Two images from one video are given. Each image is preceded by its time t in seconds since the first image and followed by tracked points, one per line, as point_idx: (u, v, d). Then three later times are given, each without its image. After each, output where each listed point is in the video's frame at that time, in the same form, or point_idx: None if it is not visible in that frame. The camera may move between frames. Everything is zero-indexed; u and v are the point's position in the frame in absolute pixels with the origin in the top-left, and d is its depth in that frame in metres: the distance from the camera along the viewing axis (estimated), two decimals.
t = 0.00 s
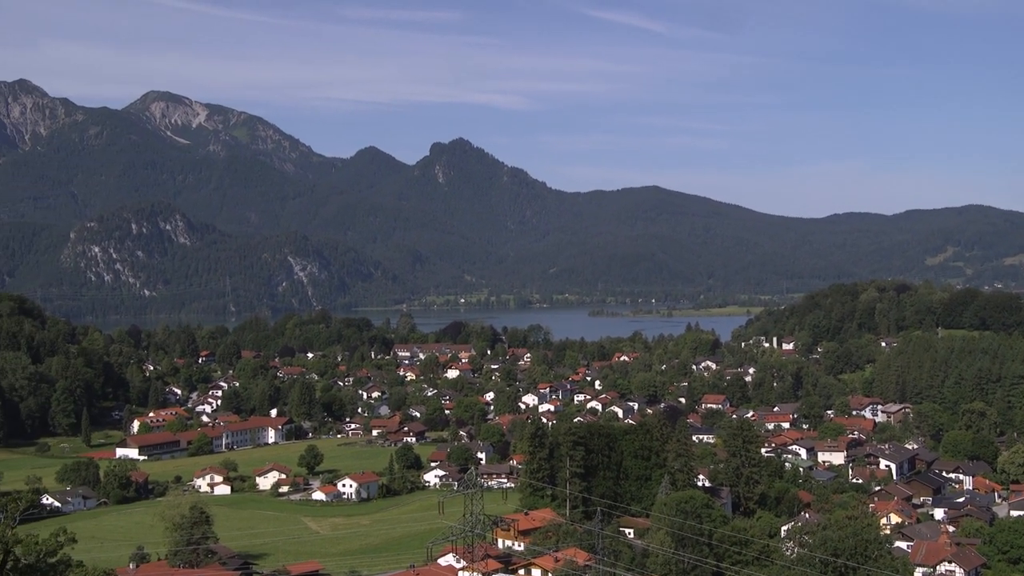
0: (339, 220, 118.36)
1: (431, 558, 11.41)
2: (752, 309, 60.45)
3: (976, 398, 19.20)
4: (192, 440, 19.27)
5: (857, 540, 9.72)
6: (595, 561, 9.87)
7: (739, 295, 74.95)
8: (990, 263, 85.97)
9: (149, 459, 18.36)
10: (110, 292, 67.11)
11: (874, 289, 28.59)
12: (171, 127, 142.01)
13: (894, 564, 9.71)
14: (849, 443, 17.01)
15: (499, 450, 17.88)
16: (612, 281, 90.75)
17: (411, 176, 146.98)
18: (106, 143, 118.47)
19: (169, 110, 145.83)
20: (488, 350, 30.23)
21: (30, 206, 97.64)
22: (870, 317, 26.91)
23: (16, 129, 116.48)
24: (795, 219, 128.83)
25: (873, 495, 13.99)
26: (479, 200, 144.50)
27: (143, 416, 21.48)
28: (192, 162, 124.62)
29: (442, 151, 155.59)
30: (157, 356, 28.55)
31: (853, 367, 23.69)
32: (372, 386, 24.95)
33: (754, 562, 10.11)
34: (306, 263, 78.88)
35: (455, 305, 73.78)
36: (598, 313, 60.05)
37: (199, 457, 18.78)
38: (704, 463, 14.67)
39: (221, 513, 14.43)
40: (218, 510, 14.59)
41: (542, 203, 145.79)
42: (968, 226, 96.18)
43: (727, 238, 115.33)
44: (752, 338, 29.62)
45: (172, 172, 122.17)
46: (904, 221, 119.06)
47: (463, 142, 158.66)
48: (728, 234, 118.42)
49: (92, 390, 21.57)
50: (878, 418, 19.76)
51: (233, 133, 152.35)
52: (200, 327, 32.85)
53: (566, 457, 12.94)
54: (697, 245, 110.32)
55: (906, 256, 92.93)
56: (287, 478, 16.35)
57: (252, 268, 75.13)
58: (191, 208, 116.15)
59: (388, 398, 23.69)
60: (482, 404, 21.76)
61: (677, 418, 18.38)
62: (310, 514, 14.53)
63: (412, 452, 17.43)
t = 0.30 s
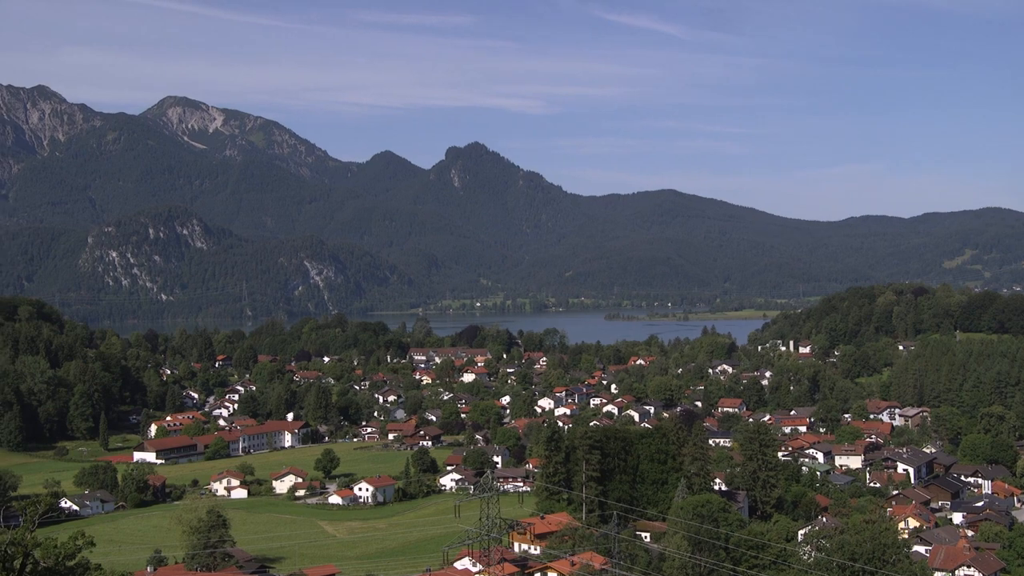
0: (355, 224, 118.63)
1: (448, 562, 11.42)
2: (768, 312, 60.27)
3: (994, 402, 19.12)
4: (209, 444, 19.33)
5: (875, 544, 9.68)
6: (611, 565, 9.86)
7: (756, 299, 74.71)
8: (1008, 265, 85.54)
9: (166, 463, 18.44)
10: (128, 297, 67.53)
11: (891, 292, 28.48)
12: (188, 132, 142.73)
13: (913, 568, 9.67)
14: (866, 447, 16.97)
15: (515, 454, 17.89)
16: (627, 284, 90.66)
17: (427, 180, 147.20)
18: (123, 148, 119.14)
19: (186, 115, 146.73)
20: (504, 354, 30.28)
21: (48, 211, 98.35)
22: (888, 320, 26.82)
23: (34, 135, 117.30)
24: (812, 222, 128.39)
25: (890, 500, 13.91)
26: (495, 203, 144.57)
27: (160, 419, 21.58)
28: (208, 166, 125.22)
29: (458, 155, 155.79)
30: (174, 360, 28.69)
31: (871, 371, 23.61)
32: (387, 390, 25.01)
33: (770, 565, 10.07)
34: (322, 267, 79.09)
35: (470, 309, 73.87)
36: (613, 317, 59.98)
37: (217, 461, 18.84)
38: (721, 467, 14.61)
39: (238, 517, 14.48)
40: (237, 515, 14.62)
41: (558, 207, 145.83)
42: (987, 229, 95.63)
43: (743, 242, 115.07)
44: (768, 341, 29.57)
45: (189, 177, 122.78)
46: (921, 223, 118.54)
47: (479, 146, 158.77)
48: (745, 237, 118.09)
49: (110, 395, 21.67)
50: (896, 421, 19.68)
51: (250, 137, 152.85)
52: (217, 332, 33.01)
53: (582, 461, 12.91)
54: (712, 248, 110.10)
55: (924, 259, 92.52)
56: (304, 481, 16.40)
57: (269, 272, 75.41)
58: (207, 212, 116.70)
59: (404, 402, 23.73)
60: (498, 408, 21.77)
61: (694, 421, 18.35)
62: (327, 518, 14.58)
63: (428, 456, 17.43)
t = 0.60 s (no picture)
0: (369, 225, 118.89)
1: (462, 562, 11.43)
2: (783, 313, 60.15)
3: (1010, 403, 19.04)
4: (224, 445, 19.40)
5: (889, 546, 9.65)
6: (625, 566, 9.86)
7: (770, 299, 74.61)
8: None
9: (181, 464, 18.53)
10: (143, 298, 67.81)
11: (906, 293, 28.42)
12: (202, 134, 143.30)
13: (928, 569, 9.64)
14: (881, 447, 16.93)
15: (529, 455, 17.92)
16: (642, 285, 90.59)
17: (440, 181, 147.40)
18: (138, 149, 119.59)
19: (200, 116, 147.38)
20: (517, 355, 30.32)
21: (64, 213, 98.86)
22: (903, 321, 26.75)
23: (50, 137, 117.84)
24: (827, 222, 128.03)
25: (905, 501, 13.87)
26: (508, 204, 144.63)
27: (175, 421, 21.68)
28: (223, 168, 125.67)
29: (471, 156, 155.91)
30: (189, 361, 28.81)
31: (886, 372, 23.56)
32: (402, 390, 25.07)
33: (785, 566, 10.04)
34: (336, 269, 79.29)
35: (485, 309, 73.93)
36: (628, 317, 59.94)
37: (231, 462, 18.91)
38: (735, 468, 14.60)
39: (253, 518, 14.53)
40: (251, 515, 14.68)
41: (572, 208, 145.77)
42: (1003, 229, 95.22)
43: (758, 242, 114.82)
44: (783, 342, 29.53)
45: (203, 179, 123.21)
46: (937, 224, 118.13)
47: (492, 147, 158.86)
48: (759, 238, 117.85)
49: (125, 396, 21.77)
50: (911, 422, 19.62)
51: (264, 139, 153.27)
52: (232, 333, 33.15)
53: (596, 462, 12.91)
54: (726, 249, 109.91)
55: (939, 259, 92.21)
56: (318, 482, 16.45)
57: (283, 273, 75.62)
58: (222, 214, 117.11)
59: (418, 403, 23.79)
60: (511, 409, 21.81)
61: (708, 422, 18.34)
62: (341, 519, 14.62)
63: (442, 456, 17.45)
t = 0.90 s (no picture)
0: (382, 225, 119.00)
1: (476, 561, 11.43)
2: (796, 312, 59.95)
3: None
4: (237, 444, 19.46)
5: (903, 545, 9.61)
6: (638, 565, 9.85)
7: (783, 298, 74.30)
8: None
9: (195, 463, 18.59)
10: (156, 298, 68.04)
11: (920, 291, 28.27)
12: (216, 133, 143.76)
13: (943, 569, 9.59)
14: (896, 446, 16.88)
15: (542, 454, 17.92)
16: (655, 284, 90.40)
17: (453, 180, 147.46)
18: (152, 149, 119.98)
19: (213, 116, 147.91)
20: (530, 353, 30.31)
21: (78, 213, 99.27)
22: (917, 320, 26.64)
23: (64, 137, 118.34)
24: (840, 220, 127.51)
25: (920, 500, 13.82)
26: (521, 203, 144.57)
27: (189, 419, 21.76)
28: (236, 167, 126.05)
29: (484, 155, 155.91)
30: (202, 360, 28.90)
31: (900, 371, 23.47)
32: (414, 389, 25.10)
33: (799, 566, 10.00)
34: (349, 268, 79.34)
35: (497, 308, 73.85)
36: (641, 317, 59.76)
37: (245, 460, 18.97)
38: (748, 467, 14.55)
39: (267, 517, 14.55)
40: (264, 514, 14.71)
41: (584, 207, 145.60)
42: (1019, 228, 94.60)
43: (770, 241, 114.47)
44: (796, 341, 29.42)
45: (216, 179, 123.56)
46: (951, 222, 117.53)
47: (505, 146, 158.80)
48: (773, 236, 117.47)
49: (139, 395, 21.85)
50: (926, 421, 19.53)
51: (277, 138, 153.59)
52: (245, 332, 33.23)
53: (609, 461, 12.91)
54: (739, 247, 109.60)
55: (954, 258, 91.70)
56: (331, 481, 16.48)
57: (296, 272, 75.77)
58: (235, 213, 117.44)
59: (431, 402, 23.81)
60: (524, 408, 21.80)
61: (721, 421, 18.29)
62: (354, 518, 14.64)
63: (455, 455, 17.46)
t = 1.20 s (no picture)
0: (398, 225, 119.16)
1: (492, 562, 11.42)
2: (813, 313, 59.79)
3: None
4: (254, 444, 19.52)
5: (922, 547, 9.55)
6: (654, 566, 9.83)
7: (800, 299, 74.08)
8: None
9: (212, 462, 18.67)
10: (174, 298, 68.33)
11: (938, 292, 28.13)
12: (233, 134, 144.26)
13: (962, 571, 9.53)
14: (914, 448, 16.80)
15: (558, 455, 17.90)
16: (671, 285, 90.20)
17: (469, 181, 147.57)
18: (171, 150, 120.51)
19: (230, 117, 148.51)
20: (546, 354, 30.30)
21: (96, 214, 99.77)
22: (935, 320, 26.52)
23: (83, 138, 118.98)
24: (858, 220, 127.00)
25: (939, 502, 13.74)
26: (537, 203, 144.56)
27: (206, 419, 21.84)
28: (253, 168, 126.47)
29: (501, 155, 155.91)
30: (219, 360, 29.00)
31: (919, 372, 23.36)
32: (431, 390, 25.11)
33: (817, 567, 9.95)
34: (365, 269, 79.46)
35: (513, 309, 73.92)
36: (656, 317, 59.63)
37: (262, 460, 19.01)
38: (765, 468, 14.50)
39: (283, 517, 14.59)
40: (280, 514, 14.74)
41: (601, 207, 145.48)
42: None
43: (787, 241, 114.17)
44: (813, 342, 29.33)
45: (234, 180, 124.02)
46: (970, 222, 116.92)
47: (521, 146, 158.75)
48: (790, 237, 117.13)
49: (157, 395, 21.95)
50: (944, 422, 19.42)
51: (294, 139, 154.04)
52: (261, 333, 33.32)
53: (625, 461, 12.89)
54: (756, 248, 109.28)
55: (973, 259, 91.21)
56: (347, 481, 16.50)
57: (313, 273, 75.97)
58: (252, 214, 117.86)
59: (447, 403, 23.84)
60: (540, 409, 21.80)
61: (738, 422, 18.22)
62: (371, 518, 14.65)
63: (471, 456, 17.45)
